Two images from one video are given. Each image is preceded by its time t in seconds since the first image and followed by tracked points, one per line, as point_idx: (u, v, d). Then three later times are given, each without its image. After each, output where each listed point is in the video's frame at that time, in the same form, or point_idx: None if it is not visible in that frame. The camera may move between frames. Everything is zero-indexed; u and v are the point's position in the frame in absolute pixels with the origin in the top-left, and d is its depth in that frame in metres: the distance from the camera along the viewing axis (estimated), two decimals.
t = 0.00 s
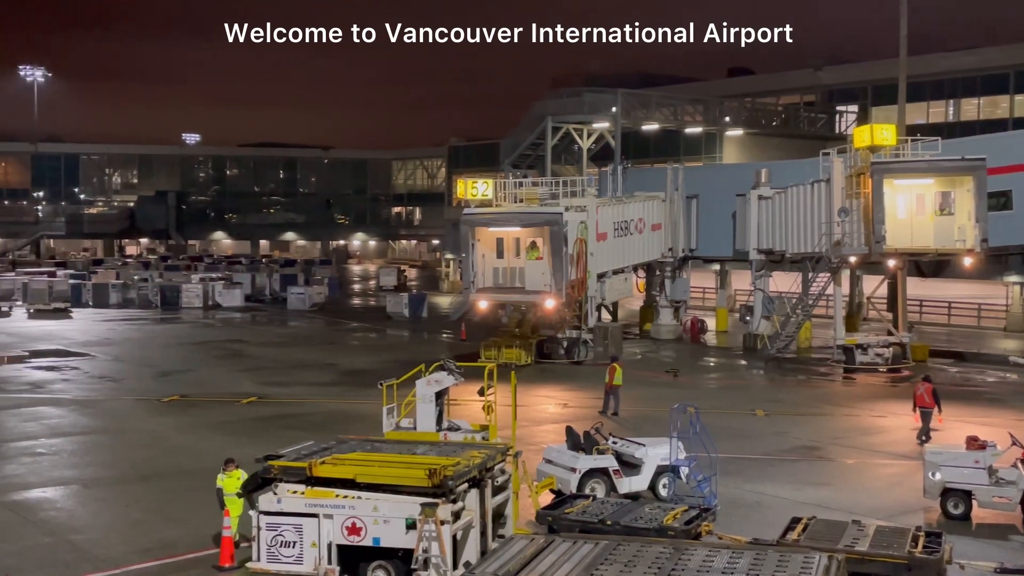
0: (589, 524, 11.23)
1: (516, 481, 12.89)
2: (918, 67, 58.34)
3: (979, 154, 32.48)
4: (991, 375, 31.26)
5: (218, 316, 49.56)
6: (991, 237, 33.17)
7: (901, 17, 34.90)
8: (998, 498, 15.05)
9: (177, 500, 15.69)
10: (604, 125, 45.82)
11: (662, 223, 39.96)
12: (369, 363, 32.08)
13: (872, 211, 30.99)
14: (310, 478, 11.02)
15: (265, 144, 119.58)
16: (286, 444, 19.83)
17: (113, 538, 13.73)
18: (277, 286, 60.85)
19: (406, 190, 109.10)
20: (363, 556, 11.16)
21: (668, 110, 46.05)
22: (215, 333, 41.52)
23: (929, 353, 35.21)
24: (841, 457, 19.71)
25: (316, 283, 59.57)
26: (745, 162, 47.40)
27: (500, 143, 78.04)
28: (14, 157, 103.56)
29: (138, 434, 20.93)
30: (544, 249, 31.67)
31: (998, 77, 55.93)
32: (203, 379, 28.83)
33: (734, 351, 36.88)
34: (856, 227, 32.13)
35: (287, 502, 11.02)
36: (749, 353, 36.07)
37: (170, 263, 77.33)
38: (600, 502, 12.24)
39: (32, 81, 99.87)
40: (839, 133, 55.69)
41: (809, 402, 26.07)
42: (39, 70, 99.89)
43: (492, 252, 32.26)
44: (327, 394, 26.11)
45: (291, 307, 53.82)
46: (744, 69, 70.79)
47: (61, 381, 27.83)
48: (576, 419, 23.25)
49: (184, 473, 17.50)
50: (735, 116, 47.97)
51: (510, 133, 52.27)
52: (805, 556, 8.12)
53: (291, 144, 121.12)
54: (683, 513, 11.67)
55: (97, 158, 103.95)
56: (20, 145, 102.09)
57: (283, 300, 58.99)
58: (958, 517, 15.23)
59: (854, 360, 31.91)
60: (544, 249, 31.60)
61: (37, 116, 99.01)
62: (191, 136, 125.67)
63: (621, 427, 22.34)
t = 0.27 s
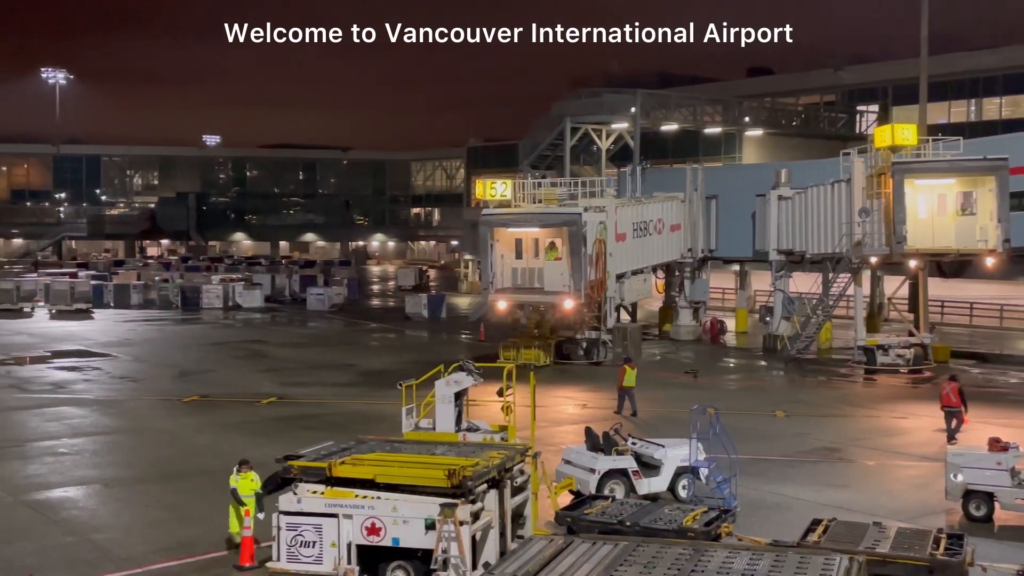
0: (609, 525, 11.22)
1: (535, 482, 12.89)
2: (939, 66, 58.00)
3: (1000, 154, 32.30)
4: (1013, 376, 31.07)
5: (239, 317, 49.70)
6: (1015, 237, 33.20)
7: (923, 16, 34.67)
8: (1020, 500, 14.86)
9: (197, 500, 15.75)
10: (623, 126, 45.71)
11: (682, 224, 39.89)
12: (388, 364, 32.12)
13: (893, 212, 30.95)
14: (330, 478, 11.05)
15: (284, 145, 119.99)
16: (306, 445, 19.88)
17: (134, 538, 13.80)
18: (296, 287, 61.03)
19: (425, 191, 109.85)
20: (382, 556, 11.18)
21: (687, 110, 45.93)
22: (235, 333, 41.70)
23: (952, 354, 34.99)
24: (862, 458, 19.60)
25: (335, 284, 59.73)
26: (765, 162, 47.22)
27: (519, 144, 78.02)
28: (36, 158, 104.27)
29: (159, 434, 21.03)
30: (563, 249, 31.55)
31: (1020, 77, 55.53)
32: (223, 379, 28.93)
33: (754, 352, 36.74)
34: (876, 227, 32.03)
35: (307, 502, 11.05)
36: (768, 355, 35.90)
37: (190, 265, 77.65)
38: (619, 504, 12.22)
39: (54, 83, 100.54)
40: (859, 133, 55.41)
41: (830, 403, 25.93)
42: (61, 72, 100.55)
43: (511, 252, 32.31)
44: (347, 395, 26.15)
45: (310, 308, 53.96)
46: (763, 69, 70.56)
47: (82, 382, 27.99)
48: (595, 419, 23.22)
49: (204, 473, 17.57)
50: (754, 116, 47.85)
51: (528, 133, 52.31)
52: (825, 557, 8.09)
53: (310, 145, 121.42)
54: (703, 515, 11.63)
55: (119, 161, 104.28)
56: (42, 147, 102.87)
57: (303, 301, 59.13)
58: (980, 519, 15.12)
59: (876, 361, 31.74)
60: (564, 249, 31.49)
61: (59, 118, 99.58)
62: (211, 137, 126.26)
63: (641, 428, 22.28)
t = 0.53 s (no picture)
0: (629, 526, 11.20)
1: (555, 483, 12.87)
2: (963, 66, 57.63)
3: None
4: None
5: (260, 318, 49.90)
6: None
7: (946, 14, 34.42)
8: None
9: (219, 500, 15.82)
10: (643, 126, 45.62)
11: (702, 224, 39.83)
12: (408, 365, 32.17)
13: (916, 211, 30.90)
14: (351, 479, 11.08)
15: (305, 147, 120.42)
16: (326, 445, 19.95)
17: (157, 538, 13.88)
18: (317, 287, 61.22)
19: (445, 192, 109.36)
20: (403, 557, 11.19)
21: (708, 111, 45.79)
22: (256, 334, 41.86)
23: (975, 356, 34.73)
24: (884, 460, 19.49)
25: (356, 285, 59.90)
26: (786, 163, 47.03)
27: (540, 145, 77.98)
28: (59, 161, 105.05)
29: (181, 434, 21.14)
30: (583, 249, 31.59)
31: None
32: (245, 380, 29.05)
33: (775, 353, 36.55)
34: (899, 227, 31.91)
35: (328, 502, 11.08)
36: (790, 356, 35.73)
37: (212, 266, 78.02)
38: (640, 505, 12.20)
39: (77, 85, 101.25)
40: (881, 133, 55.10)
41: (851, 404, 25.82)
42: (85, 75, 101.28)
43: (531, 253, 32.35)
44: (367, 395, 26.22)
45: (331, 309, 54.09)
46: (784, 70, 70.32)
47: (105, 382, 28.17)
48: (615, 421, 23.20)
49: (225, 473, 17.65)
50: (776, 116, 47.71)
51: (549, 134, 52.38)
52: (848, 559, 8.06)
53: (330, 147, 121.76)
54: (723, 516, 11.58)
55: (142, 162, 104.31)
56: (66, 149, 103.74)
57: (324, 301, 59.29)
58: (1003, 521, 15.03)
59: (898, 362, 31.48)
60: (584, 249, 31.52)
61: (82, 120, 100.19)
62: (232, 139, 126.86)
63: (661, 429, 22.24)
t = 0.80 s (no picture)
0: (651, 529, 11.16)
1: (576, 485, 12.84)
2: (987, 66, 57.18)
3: None
4: None
5: (281, 319, 50.10)
6: None
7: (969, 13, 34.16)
8: None
9: (241, 501, 15.88)
10: (664, 127, 45.51)
11: (724, 225, 39.70)
12: (428, 366, 32.21)
13: (939, 212, 30.65)
14: (372, 480, 11.10)
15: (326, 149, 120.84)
16: (347, 446, 19.99)
17: (180, 538, 13.94)
18: (338, 289, 61.36)
19: (466, 194, 109.59)
20: (424, 557, 11.19)
21: (729, 111, 45.60)
22: (277, 335, 42.01)
23: (998, 357, 34.45)
24: (907, 462, 19.36)
25: (377, 286, 60.05)
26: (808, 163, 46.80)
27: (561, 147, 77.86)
28: (83, 163, 105.98)
29: (204, 435, 21.24)
30: (604, 251, 31.77)
31: None
32: (267, 381, 29.16)
33: (797, 355, 36.31)
34: (922, 228, 31.71)
35: (349, 503, 11.09)
36: (812, 358, 35.50)
37: (234, 267, 78.42)
38: (661, 507, 12.15)
39: (100, 88, 102.05)
40: (904, 133, 54.71)
41: (874, 406, 25.65)
42: (108, 78, 102.08)
43: (552, 254, 32.45)
44: (388, 397, 26.26)
45: (352, 310, 54.23)
46: (806, 70, 69.97)
47: (128, 383, 28.34)
48: (636, 422, 23.14)
49: (247, 474, 17.71)
50: (797, 116, 47.50)
51: (569, 135, 52.39)
52: (871, 562, 8.00)
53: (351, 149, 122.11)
54: (746, 519, 11.52)
55: (164, 165, 106.98)
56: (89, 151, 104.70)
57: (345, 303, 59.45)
58: None
59: (921, 364, 31.22)
60: (604, 251, 31.72)
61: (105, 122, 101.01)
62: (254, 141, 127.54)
63: (682, 431, 22.17)
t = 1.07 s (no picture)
0: (673, 531, 11.15)
1: (597, 486, 12.82)
2: (1012, 66, 56.76)
3: None
4: None
5: (304, 321, 50.36)
6: None
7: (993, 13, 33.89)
8: None
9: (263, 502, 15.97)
10: (686, 129, 45.43)
11: (746, 226, 39.54)
12: (450, 367, 32.28)
13: (964, 213, 30.37)
14: (394, 480, 11.13)
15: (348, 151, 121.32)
16: (370, 447, 20.07)
17: (205, 538, 14.02)
18: (360, 290, 61.53)
19: (487, 196, 109.63)
20: (445, 558, 11.21)
21: (752, 112, 45.44)
22: (299, 337, 42.16)
23: None
24: (931, 465, 19.27)
25: (399, 288, 60.25)
26: (831, 164, 46.57)
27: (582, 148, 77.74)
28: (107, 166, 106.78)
29: (227, 436, 21.38)
30: (626, 252, 31.52)
31: None
32: (289, 382, 29.31)
33: (820, 357, 36.06)
34: (947, 229, 31.43)
35: (371, 503, 11.12)
36: (835, 360, 35.25)
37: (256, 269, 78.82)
38: (683, 509, 12.14)
39: (124, 91, 102.82)
40: (928, 134, 54.35)
41: (897, 408, 25.52)
42: (132, 81, 102.83)
43: (574, 255, 32.50)
44: (410, 398, 26.34)
45: (374, 312, 54.40)
46: (829, 71, 69.64)
47: (151, 384, 28.56)
48: (658, 424, 23.09)
49: (270, 475, 17.80)
50: (821, 117, 47.24)
51: (590, 137, 52.34)
52: (894, 565, 7.95)
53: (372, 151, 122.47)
54: (768, 521, 11.46)
55: (187, 168, 108.05)
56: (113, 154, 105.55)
57: (367, 305, 59.64)
58: None
59: (945, 366, 31.01)
60: (626, 252, 31.47)
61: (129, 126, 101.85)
62: (276, 144, 128.22)
63: (704, 433, 22.14)
